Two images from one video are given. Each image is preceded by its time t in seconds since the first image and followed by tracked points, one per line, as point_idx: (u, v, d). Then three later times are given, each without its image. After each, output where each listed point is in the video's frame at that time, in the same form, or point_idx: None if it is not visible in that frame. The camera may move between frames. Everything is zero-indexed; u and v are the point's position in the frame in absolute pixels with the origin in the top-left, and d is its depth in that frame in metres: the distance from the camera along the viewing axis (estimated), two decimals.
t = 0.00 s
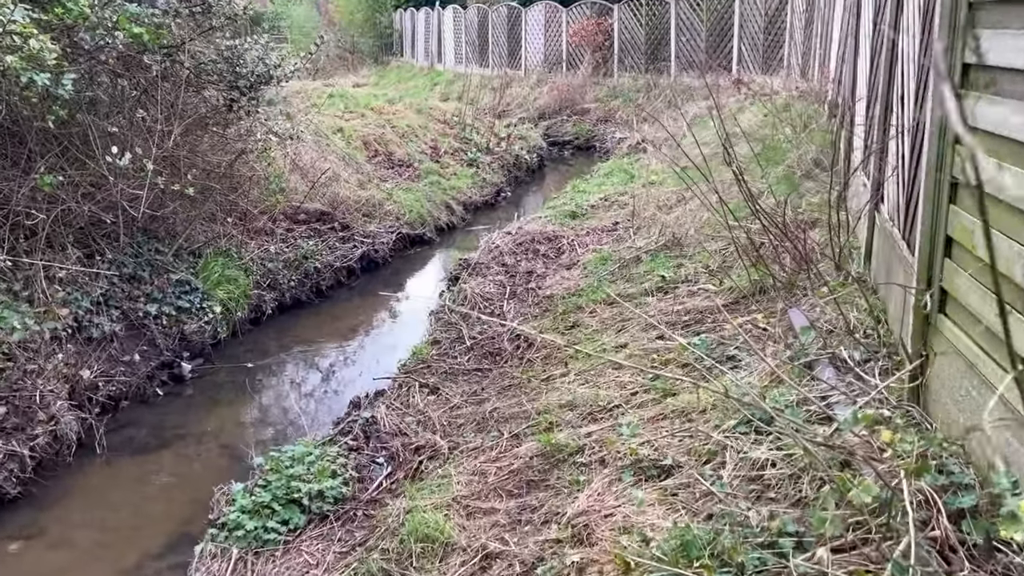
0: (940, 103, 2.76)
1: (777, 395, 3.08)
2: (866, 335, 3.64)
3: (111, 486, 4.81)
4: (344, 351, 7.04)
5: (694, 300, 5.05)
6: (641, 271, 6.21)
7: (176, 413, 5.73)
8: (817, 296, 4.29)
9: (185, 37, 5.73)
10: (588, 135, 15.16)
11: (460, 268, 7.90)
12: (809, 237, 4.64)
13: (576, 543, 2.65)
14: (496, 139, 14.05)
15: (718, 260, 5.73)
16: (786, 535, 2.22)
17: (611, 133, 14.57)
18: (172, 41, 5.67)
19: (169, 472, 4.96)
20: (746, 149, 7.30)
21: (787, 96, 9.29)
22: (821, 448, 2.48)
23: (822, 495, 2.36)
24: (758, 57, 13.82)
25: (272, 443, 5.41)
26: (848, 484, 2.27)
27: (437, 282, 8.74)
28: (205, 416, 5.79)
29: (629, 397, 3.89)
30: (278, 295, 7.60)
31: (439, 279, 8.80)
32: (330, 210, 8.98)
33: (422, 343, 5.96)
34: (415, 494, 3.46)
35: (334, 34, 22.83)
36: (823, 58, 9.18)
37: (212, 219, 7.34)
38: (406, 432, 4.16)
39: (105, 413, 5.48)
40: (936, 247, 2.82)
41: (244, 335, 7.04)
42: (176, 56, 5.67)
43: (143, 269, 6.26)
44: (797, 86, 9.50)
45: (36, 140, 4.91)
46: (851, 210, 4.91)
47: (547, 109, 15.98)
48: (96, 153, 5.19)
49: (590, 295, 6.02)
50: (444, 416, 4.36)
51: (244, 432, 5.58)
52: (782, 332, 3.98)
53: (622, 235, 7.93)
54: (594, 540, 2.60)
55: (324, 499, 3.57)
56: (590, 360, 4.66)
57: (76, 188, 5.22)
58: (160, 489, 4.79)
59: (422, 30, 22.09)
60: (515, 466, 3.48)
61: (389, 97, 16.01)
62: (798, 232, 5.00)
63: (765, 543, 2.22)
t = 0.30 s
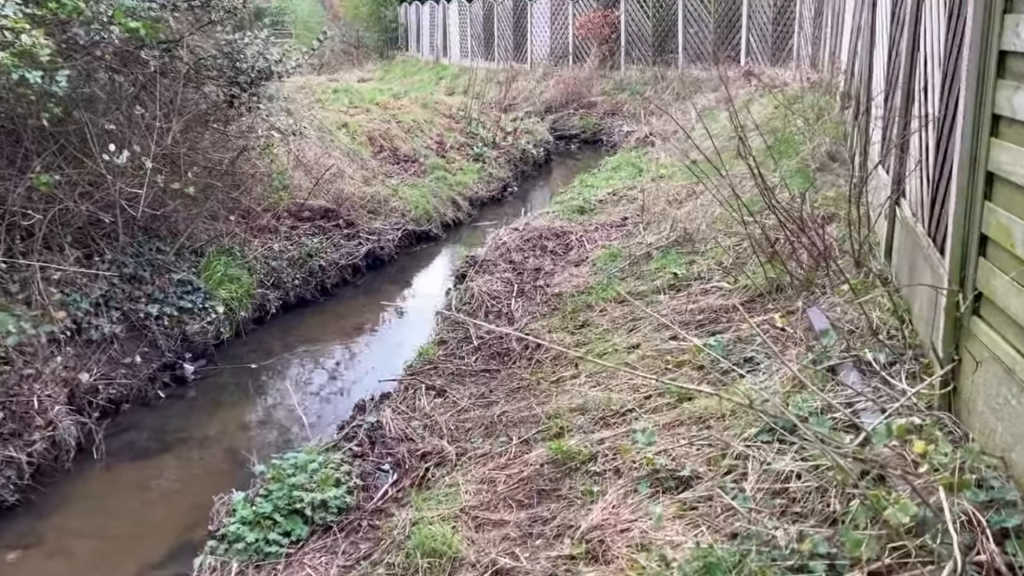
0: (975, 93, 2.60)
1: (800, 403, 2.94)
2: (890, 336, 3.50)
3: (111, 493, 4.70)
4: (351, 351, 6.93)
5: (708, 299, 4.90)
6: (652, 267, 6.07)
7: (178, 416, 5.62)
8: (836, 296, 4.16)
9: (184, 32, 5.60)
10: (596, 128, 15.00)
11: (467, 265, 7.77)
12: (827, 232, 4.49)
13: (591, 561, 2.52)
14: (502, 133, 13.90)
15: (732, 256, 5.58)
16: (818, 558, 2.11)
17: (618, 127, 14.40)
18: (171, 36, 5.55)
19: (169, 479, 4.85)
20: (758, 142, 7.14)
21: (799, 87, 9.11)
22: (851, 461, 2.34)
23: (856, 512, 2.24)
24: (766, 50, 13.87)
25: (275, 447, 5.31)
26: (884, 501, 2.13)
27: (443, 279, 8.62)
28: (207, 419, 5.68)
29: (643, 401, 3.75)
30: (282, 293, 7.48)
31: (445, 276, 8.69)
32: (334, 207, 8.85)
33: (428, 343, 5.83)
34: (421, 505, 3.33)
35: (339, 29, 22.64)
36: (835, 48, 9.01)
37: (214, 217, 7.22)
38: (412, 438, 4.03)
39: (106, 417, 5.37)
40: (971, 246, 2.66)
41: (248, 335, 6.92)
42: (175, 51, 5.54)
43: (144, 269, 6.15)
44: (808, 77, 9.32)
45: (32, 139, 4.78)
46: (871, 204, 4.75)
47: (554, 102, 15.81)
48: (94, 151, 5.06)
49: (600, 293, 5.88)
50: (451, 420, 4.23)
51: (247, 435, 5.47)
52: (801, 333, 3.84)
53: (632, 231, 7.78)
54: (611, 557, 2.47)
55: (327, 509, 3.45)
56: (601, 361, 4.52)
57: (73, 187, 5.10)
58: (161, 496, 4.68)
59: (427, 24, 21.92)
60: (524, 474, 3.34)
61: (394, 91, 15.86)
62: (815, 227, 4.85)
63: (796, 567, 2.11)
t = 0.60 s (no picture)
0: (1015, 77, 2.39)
1: (824, 412, 2.75)
2: (918, 338, 3.29)
3: (105, 500, 4.57)
4: (357, 351, 6.79)
5: (723, 298, 4.70)
6: (663, 264, 5.87)
7: (177, 420, 5.48)
8: (858, 295, 3.96)
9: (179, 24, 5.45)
10: (607, 122, 14.78)
11: (474, 262, 7.60)
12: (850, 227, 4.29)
13: None
14: (511, 127, 13.70)
15: (748, 252, 5.37)
16: None
17: (629, 120, 14.17)
18: (165, 29, 5.39)
19: (166, 486, 4.72)
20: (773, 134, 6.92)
21: (815, 78, 8.87)
22: (881, 479, 2.14)
23: (889, 537, 2.06)
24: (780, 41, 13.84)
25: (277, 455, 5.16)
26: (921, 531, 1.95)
27: (452, 276, 8.46)
28: (206, 423, 5.52)
29: (655, 408, 3.57)
30: (286, 293, 7.33)
31: (453, 273, 8.53)
32: (340, 204, 8.70)
33: (433, 344, 5.66)
34: (420, 519, 3.17)
35: (348, 25, 22.45)
36: (851, 37, 8.78)
37: (215, 215, 7.07)
38: (413, 445, 3.86)
39: (104, 422, 5.23)
40: (1011, 243, 2.46)
41: (250, 336, 6.78)
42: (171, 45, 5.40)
43: (143, 270, 6.02)
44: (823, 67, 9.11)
45: (22, 137, 4.63)
46: (894, 196, 4.54)
47: (564, 96, 15.59)
48: (87, 149, 4.92)
49: (611, 291, 5.69)
50: (454, 426, 4.06)
51: (248, 440, 5.32)
52: (823, 335, 3.64)
53: (643, 226, 7.58)
54: None
55: (322, 523, 3.28)
56: (611, 364, 4.33)
57: (66, 186, 4.96)
58: (157, 504, 4.54)
59: (437, 19, 21.74)
60: (529, 485, 3.16)
61: (402, 87, 15.69)
62: (835, 222, 4.63)
63: None
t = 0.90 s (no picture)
0: None
1: (859, 443, 2.50)
2: (961, 356, 3.06)
3: (108, 515, 4.46)
4: (372, 357, 6.65)
5: (749, 306, 4.47)
6: (685, 269, 5.64)
7: (185, 431, 5.36)
8: (895, 306, 3.71)
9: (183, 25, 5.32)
10: (627, 118, 14.53)
11: (490, 265, 7.42)
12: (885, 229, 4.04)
13: None
14: (530, 124, 13.49)
15: (774, 256, 5.13)
16: None
17: (651, 116, 13.91)
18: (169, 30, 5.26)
19: (172, 501, 4.60)
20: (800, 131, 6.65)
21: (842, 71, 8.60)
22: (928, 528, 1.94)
23: None
24: (804, 30, 13.81)
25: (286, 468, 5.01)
26: None
27: (469, 278, 8.29)
28: (215, 433, 5.40)
29: (676, 428, 3.35)
30: (299, 297, 7.19)
31: (471, 275, 8.39)
32: (354, 206, 8.54)
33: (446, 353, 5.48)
34: (426, 550, 3.00)
35: (367, 22, 22.31)
36: (880, 29, 8.47)
37: (226, 219, 6.95)
38: (422, 465, 3.69)
39: (110, 433, 5.14)
40: None
41: (262, 342, 6.65)
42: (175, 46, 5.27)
43: (151, 276, 5.92)
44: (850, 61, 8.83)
45: (21, 143, 4.52)
46: (931, 198, 4.28)
47: (583, 92, 15.36)
48: (89, 155, 4.80)
49: (632, 297, 5.48)
50: (465, 444, 3.88)
51: (257, 452, 5.18)
52: (857, 350, 3.40)
53: (664, 227, 7.35)
54: None
55: (324, 551, 3.13)
56: (630, 377, 4.13)
57: (68, 193, 4.85)
58: (160, 520, 4.42)
59: (455, 16, 21.56)
60: (541, 513, 2.98)
61: (420, 84, 15.50)
62: (867, 227, 4.38)
63: None
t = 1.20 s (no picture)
0: None
1: (898, 475, 2.34)
2: (1002, 374, 2.89)
3: (116, 529, 4.38)
4: (385, 362, 6.55)
5: (773, 314, 4.30)
6: (704, 273, 5.48)
7: (194, 441, 5.28)
8: (927, 317, 3.54)
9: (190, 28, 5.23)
10: (643, 116, 14.35)
11: (505, 269, 7.28)
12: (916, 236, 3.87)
13: None
14: (544, 123, 13.33)
15: (797, 262, 4.96)
16: None
17: (667, 114, 13.72)
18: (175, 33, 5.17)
19: (180, 514, 4.50)
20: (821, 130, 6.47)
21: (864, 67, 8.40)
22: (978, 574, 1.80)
23: None
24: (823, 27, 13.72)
25: (297, 480, 4.89)
26: None
27: (483, 281, 8.16)
28: (225, 443, 5.31)
29: (699, 447, 3.21)
30: (311, 302, 7.09)
31: (484, 277, 8.28)
32: (366, 208, 8.43)
33: (460, 361, 5.35)
34: None
35: (381, 21, 22.14)
36: (903, 24, 8.26)
37: (236, 224, 6.86)
38: (434, 484, 3.57)
39: (118, 444, 5.09)
40: None
41: (273, 348, 6.55)
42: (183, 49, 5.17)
43: (160, 283, 5.84)
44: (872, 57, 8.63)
45: (25, 150, 4.44)
46: (964, 202, 4.10)
47: (598, 89, 15.18)
48: (95, 162, 4.72)
49: (650, 303, 5.32)
50: (479, 460, 3.76)
51: (267, 464, 5.08)
52: (889, 364, 3.24)
53: (682, 229, 7.18)
54: None
55: None
56: (649, 390, 3.98)
57: (74, 200, 4.77)
58: (168, 534, 4.33)
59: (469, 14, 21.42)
60: (557, 539, 2.85)
61: (433, 83, 15.36)
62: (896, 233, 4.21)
63: None
